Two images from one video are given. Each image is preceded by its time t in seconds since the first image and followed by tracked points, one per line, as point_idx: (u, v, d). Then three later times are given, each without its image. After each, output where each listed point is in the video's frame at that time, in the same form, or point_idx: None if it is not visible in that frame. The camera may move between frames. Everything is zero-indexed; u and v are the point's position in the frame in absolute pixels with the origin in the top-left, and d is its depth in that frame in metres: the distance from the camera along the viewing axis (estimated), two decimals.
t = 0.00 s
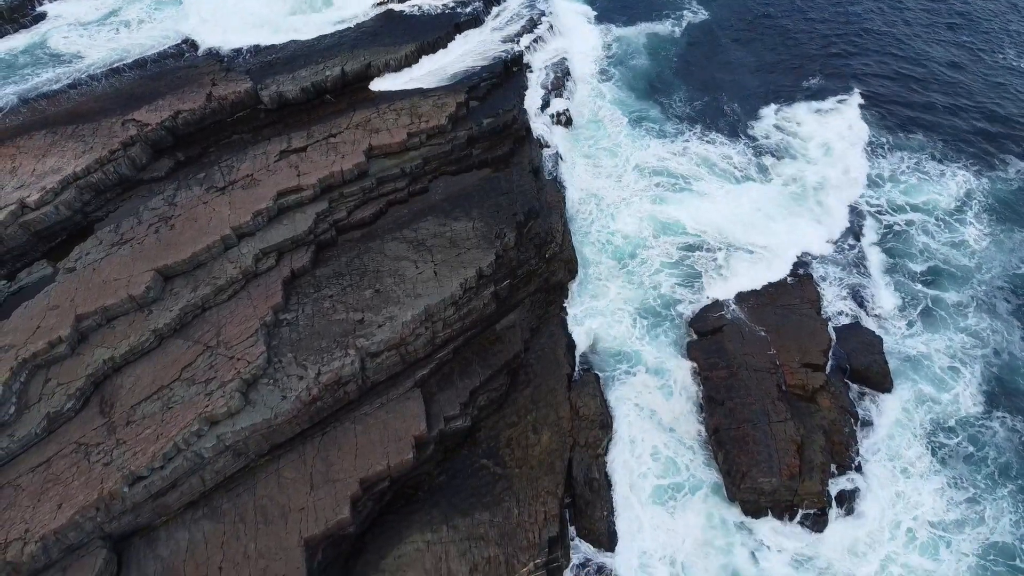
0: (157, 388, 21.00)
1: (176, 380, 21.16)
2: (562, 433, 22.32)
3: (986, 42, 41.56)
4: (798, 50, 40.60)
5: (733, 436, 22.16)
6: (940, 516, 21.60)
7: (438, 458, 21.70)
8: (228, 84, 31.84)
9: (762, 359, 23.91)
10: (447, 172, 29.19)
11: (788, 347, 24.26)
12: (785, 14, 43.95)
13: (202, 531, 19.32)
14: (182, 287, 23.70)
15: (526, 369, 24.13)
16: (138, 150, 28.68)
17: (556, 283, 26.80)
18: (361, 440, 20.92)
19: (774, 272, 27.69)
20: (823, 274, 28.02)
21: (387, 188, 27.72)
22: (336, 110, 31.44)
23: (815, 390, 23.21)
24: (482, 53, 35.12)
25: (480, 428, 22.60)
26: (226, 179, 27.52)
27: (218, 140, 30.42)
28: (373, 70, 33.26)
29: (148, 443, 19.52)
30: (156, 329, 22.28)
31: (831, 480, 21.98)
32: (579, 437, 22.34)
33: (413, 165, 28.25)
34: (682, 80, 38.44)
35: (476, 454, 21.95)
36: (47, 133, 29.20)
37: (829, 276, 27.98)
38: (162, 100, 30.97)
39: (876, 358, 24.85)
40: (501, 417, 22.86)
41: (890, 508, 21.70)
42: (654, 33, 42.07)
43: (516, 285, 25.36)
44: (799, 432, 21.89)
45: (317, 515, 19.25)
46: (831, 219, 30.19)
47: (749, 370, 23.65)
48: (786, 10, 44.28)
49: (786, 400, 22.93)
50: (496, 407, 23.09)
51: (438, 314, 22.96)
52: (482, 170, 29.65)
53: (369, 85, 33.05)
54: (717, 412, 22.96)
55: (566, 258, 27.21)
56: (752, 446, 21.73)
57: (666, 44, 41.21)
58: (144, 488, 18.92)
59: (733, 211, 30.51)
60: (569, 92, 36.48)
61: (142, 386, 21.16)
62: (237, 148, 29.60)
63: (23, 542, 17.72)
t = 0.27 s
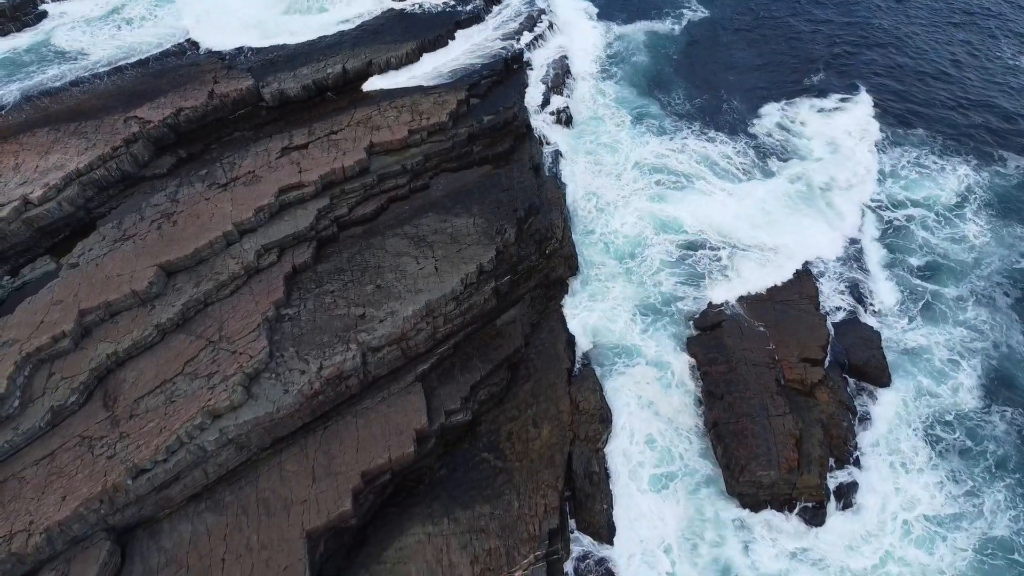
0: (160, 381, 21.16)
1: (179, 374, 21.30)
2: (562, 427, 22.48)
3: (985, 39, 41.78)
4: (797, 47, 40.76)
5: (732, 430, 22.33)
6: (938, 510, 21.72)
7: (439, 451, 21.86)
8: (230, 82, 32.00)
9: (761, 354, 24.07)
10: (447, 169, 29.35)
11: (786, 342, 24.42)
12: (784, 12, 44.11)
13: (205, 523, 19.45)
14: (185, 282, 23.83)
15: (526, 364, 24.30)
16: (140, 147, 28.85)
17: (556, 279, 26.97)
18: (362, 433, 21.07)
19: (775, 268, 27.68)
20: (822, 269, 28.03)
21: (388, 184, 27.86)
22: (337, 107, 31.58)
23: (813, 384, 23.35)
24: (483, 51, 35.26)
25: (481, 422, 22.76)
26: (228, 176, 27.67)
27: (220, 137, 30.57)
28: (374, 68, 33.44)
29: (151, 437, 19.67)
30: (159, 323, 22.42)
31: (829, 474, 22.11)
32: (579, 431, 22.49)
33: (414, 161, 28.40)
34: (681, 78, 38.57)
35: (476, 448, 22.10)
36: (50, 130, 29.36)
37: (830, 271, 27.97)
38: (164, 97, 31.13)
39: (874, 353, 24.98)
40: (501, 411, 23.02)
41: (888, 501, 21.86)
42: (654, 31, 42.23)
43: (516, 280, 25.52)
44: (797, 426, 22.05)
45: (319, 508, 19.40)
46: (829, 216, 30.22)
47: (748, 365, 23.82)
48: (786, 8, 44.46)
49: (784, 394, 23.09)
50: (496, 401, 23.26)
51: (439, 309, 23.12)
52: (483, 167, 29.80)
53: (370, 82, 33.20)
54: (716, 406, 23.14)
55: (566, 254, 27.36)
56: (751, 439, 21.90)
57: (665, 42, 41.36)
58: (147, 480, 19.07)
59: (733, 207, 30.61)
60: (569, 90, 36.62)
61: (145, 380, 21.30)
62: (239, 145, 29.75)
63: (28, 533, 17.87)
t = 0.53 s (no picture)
0: (163, 375, 21.29)
1: (182, 368, 21.43)
2: (562, 421, 22.63)
3: (983, 36, 41.98)
4: (796, 45, 40.88)
5: (731, 424, 22.51)
6: (935, 503, 21.87)
7: (440, 445, 22.01)
8: (232, 79, 32.15)
9: (760, 349, 24.24)
10: (448, 166, 29.48)
11: (785, 337, 24.57)
12: (783, 10, 44.25)
13: (207, 515, 19.58)
14: (187, 277, 23.96)
15: (527, 359, 24.46)
16: (143, 143, 28.97)
17: (556, 275, 27.14)
18: (363, 427, 21.21)
19: (774, 266, 27.80)
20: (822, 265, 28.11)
21: (389, 181, 27.99)
22: (339, 105, 31.72)
23: (812, 378, 23.50)
24: (483, 48, 35.40)
25: (482, 416, 22.90)
26: (230, 172, 27.81)
27: (222, 133, 30.70)
28: (374, 65, 33.61)
29: (154, 430, 19.80)
30: (161, 318, 22.55)
31: (828, 467, 22.27)
32: (579, 425, 22.64)
33: (415, 158, 28.54)
34: (681, 75, 38.71)
35: (477, 441, 22.24)
36: (53, 127, 29.51)
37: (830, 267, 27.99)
38: (166, 94, 31.27)
39: (872, 348, 25.13)
40: (502, 405, 23.17)
41: (885, 494, 22.01)
42: (653, 29, 42.37)
43: (517, 276, 25.68)
44: (796, 420, 22.22)
45: (321, 500, 19.54)
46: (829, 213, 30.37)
47: (747, 360, 23.99)
48: (785, 6, 44.59)
49: (783, 388, 23.25)
50: (497, 395, 23.41)
51: (440, 304, 23.25)
52: (483, 163, 29.95)
53: (370, 79, 33.33)
54: (715, 401, 23.32)
55: (566, 249, 27.50)
56: (750, 433, 22.07)
57: (665, 40, 41.50)
58: (150, 473, 19.19)
59: (732, 205, 30.75)
60: (569, 87, 36.76)
61: (148, 374, 21.44)
62: (241, 142, 29.89)
63: (32, 525, 17.98)
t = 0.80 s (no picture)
0: (166, 369, 21.43)
1: (185, 362, 21.57)
2: (563, 415, 22.78)
3: (982, 33, 42.09)
4: (796, 43, 40.99)
5: (730, 417, 22.68)
6: (932, 496, 22.00)
7: (441, 439, 22.14)
8: (233, 77, 32.30)
9: (759, 344, 24.41)
10: (449, 162, 29.62)
11: (784, 332, 24.73)
12: (783, 7, 44.33)
13: (210, 508, 19.73)
14: (190, 273, 24.10)
15: (527, 354, 24.62)
16: (145, 140, 29.10)
17: (556, 271, 27.28)
18: (365, 421, 21.34)
19: (774, 263, 27.96)
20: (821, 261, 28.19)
21: (390, 177, 28.09)
22: (340, 102, 31.85)
23: (811, 373, 23.64)
24: (484, 46, 35.52)
25: (482, 410, 23.05)
26: (231, 169, 27.95)
27: (223, 130, 30.85)
28: (375, 63, 33.78)
29: (157, 423, 19.94)
30: (164, 313, 22.68)
31: (826, 461, 22.41)
32: (580, 419, 22.78)
33: (416, 155, 28.65)
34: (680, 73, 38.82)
35: (478, 435, 22.39)
36: (56, 124, 29.65)
37: (830, 264, 28.10)
38: (168, 91, 31.40)
39: (871, 343, 25.28)
40: (503, 399, 23.32)
41: (884, 487, 22.14)
42: (653, 26, 42.52)
43: (517, 272, 25.83)
44: (795, 414, 22.37)
45: (322, 492, 19.68)
46: (830, 208, 30.42)
47: (746, 355, 24.16)
48: (785, 3, 44.66)
49: (782, 383, 23.40)
50: (497, 389, 23.56)
51: (440, 300, 23.39)
52: (484, 160, 30.09)
53: (371, 76, 33.46)
54: (715, 395, 23.47)
55: (566, 245, 27.65)
56: (749, 427, 22.23)
57: (665, 37, 41.64)
58: (153, 465, 19.33)
59: (732, 202, 30.84)
60: (569, 85, 36.90)
61: (151, 368, 21.57)
62: (242, 139, 30.02)
63: (36, 516, 18.11)
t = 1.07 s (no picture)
0: (168, 363, 21.56)
1: (187, 356, 21.69)
2: (563, 408, 22.93)
3: (980, 30, 42.26)
4: (795, 41, 41.10)
5: (729, 411, 22.84)
6: (930, 489, 22.15)
7: (442, 432, 22.28)
8: (235, 74, 32.43)
9: (757, 338, 24.59)
10: (449, 158, 29.75)
11: (783, 327, 24.91)
12: (782, 5, 44.42)
13: (213, 500, 19.87)
14: (192, 268, 24.22)
15: (528, 349, 24.77)
16: (147, 136, 29.21)
17: (556, 266, 27.42)
18: (366, 414, 21.48)
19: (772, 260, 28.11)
20: (820, 257, 28.31)
21: (391, 173, 28.21)
22: (340, 99, 31.96)
23: (809, 367, 23.80)
24: (485, 43, 35.61)
25: (483, 404, 23.20)
26: (233, 165, 28.06)
27: (225, 127, 30.97)
28: (376, 60, 33.92)
29: (160, 416, 20.06)
30: (166, 307, 22.80)
31: (825, 455, 22.55)
32: (580, 413, 22.93)
33: (417, 151, 28.76)
34: (680, 70, 38.92)
35: (478, 429, 22.54)
36: (58, 121, 29.77)
37: (828, 260, 28.25)
38: (170, 88, 31.51)
39: (869, 338, 25.41)
40: (503, 393, 23.48)
41: (882, 480, 22.27)
42: (653, 24, 42.64)
43: (518, 267, 25.97)
44: (793, 408, 22.51)
45: (324, 485, 19.82)
46: (829, 205, 30.55)
47: (745, 349, 24.32)
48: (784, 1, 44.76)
49: (780, 376, 23.56)
50: (498, 383, 23.71)
51: (441, 294, 23.53)
52: (484, 157, 30.21)
53: (372, 74, 33.60)
54: (714, 389, 23.62)
55: (567, 241, 27.78)
56: (748, 420, 22.40)
57: (665, 35, 41.77)
58: (156, 458, 19.45)
59: (731, 199, 30.98)
60: (569, 82, 37.02)
61: (153, 362, 21.70)
62: (244, 135, 30.15)
63: (40, 508, 18.23)
